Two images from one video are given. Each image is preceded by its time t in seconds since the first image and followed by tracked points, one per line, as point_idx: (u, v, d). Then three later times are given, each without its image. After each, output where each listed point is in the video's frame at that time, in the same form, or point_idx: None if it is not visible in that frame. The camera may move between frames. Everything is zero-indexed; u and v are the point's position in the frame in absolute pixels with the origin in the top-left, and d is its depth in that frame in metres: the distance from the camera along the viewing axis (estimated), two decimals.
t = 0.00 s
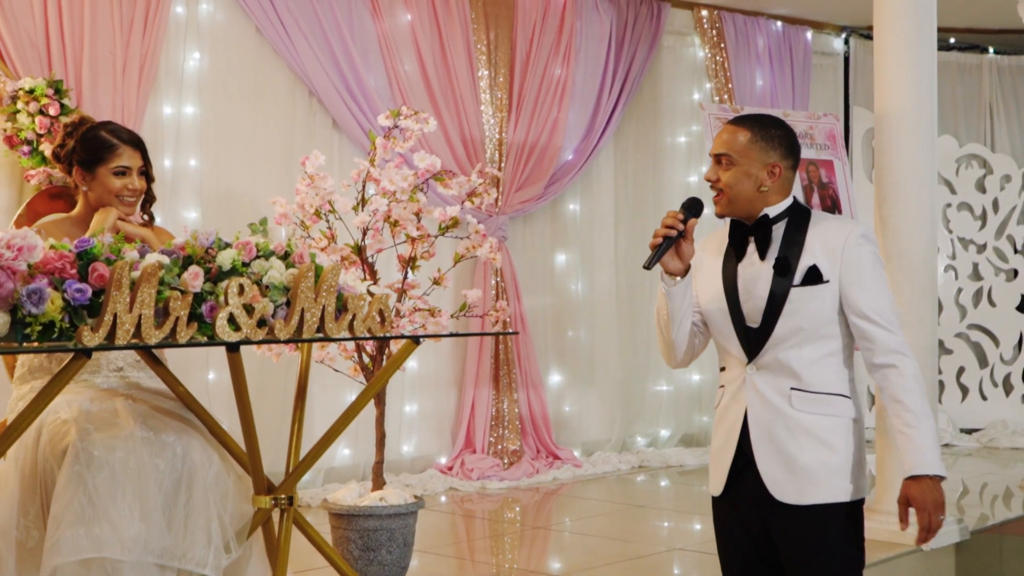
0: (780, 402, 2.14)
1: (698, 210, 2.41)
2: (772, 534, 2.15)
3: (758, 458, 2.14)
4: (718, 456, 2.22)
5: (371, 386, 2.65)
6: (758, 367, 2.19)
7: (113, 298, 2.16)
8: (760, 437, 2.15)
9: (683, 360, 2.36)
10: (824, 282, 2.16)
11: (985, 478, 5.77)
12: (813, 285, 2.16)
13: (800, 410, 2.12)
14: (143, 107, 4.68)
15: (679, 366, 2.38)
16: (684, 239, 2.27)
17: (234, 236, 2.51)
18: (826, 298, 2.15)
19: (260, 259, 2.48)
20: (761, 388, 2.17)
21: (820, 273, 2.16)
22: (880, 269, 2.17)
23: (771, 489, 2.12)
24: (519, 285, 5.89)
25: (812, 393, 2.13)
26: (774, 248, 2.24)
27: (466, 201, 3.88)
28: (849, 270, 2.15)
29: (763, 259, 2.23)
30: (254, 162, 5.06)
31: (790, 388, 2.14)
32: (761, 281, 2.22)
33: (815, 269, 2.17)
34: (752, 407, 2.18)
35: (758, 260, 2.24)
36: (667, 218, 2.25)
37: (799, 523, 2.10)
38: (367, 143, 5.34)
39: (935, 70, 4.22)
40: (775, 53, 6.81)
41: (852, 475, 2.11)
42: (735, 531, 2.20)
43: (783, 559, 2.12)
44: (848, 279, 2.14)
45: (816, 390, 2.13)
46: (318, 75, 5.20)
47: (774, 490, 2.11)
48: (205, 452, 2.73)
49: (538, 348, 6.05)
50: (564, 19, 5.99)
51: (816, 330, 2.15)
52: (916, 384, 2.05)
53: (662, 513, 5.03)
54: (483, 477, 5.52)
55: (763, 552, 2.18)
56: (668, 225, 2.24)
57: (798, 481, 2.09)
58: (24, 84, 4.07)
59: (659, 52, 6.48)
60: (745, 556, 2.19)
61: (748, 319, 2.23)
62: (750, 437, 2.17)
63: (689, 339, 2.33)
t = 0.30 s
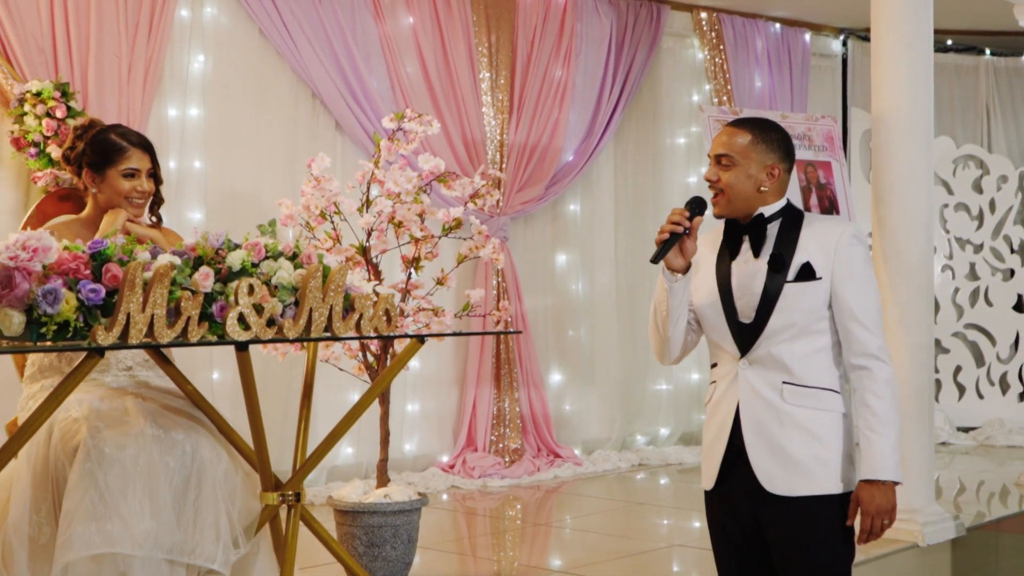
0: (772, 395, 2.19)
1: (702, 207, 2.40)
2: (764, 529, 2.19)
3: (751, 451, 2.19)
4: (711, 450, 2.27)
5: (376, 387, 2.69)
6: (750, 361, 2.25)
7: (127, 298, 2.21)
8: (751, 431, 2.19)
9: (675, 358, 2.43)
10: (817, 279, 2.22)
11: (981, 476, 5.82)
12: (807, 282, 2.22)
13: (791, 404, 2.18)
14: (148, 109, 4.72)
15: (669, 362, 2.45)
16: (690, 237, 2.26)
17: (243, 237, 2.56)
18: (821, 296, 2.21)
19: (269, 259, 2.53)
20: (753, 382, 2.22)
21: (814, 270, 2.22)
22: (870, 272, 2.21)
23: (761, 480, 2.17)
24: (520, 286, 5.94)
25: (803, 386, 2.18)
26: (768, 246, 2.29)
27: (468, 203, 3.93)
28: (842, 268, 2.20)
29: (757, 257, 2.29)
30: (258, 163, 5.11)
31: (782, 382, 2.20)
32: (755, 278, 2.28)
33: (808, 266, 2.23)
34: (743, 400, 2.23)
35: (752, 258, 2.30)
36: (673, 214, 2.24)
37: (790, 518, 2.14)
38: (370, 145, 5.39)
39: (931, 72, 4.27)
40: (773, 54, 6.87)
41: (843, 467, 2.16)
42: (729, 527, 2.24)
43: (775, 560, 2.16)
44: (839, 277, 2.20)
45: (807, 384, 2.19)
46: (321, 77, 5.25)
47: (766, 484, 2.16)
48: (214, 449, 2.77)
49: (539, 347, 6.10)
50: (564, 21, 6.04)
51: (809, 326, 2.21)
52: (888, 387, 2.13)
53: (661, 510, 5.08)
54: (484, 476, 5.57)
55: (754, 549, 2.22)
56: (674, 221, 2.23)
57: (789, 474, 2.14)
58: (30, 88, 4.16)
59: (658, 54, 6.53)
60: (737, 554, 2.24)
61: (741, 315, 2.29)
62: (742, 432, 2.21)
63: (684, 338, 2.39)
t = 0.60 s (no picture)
0: (768, 389, 2.25)
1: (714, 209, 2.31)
2: (754, 524, 2.24)
3: (747, 442, 2.24)
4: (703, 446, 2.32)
5: (378, 386, 2.76)
6: (746, 357, 2.30)
7: (139, 299, 2.28)
8: (747, 424, 2.25)
9: (674, 359, 2.45)
10: (812, 275, 2.29)
11: (976, 474, 5.89)
12: (803, 277, 2.30)
13: (787, 397, 2.24)
14: (154, 112, 4.79)
15: (666, 361, 2.47)
16: (710, 240, 2.24)
17: (251, 239, 2.63)
18: (815, 293, 2.29)
19: (276, 261, 2.58)
20: (749, 377, 2.28)
21: (809, 266, 2.30)
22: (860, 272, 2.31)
23: (756, 471, 2.22)
24: (520, 286, 6.00)
25: (798, 379, 2.25)
26: (763, 246, 2.37)
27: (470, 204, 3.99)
28: (836, 267, 2.29)
29: (754, 256, 2.37)
30: (261, 165, 5.17)
31: (778, 376, 2.26)
32: (753, 276, 2.35)
33: (804, 262, 2.30)
34: (738, 394, 2.28)
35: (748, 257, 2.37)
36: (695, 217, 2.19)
37: (782, 512, 2.19)
38: (373, 148, 5.46)
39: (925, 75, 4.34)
40: (771, 57, 6.93)
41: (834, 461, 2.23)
42: (719, 522, 2.28)
43: (766, 559, 2.20)
44: (831, 274, 2.29)
45: (801, 378, 2.26)
46: (324, 80, 5.31)
47: (761, 474, 2.21)
48: (222, 446, 2.83)
49: (539, 347, 6.17)
50: (564, 24, 6.11)
51: (801, 324, 2.28)
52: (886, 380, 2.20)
53: (660, 507, 5.15)
54: (485, 473, 5.64)
55: (741, 546, 2.26)
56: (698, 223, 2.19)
57: (782, 465, 2.20)
58: (39, 90, 4.24)
59: (657, 57, 6.59)
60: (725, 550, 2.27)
61: (737, 312, 2.35)
62: (737, 425, 2.26)
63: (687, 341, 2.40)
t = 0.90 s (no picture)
0: (778, 383, 2.30)
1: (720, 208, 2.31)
2: (762, 519, 2.27)
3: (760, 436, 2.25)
4: (711, 445, 2.31)
5: (381, 386, 2.82)
6: (751, 354, 2.31)
7: (148, 300, 2.33)
8: (761, 418, 2.26)
9: (672, 360, 2.37)
10: (812, 272, 2.38)
11: (971, 474, 5.94)
12: (805, 274, 2.37)
13: (798, 390, 2.29)
14: (157, 116, 4.84)
15: (661, 362, 2.38)
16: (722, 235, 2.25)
17: (257, 242, 2.68)
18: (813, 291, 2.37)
19: (281, 263, 2.62)
20: (757, 373, 2.30)
21: (809, 263, 2.39)
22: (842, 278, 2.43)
23: (772, 463, 2.24)
24: (519, 287, 6.06)
25: (804, 373, 2.32)
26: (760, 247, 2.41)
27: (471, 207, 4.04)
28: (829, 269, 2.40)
29: (751, 257, 2.40)
30: (263, 168, 5.23)
31: (787, 370, 2.31)
32: (753, 276, 2.40)
33: (804, 260, 2.39)
34: (748, 391, 2.29)
35: (744, 258, 2.41)
36: (704, 218, 2.20)
37: (792, 505, 2.23)
38: (374, 151, 5.52)
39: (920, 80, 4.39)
40: (768, 60, 6.99)
41: (832, 456, 2.29)
42: (723, 520, 2.30)
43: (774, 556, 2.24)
44: (824, 273, 2.39)
45: (806, 372, 2.32)
46: (324, 83, 5.36)
47: (778, 465, 2.23)
48: (227, 445, 2.88)
49: (538, 348, 6.22)
50: (562, 29, 6.17)
51: (795, 325, 2.34)
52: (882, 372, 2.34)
53: (657, 506, 5.21)
54: (484, 473, 5.69)
55: (744, 543, 2.29)
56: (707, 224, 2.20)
57: (794, 456, 2.24)
58: (43, 95, 4.28)
59: (655, 60, 6.64)
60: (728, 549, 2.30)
61: (740, 310, 2.38)
62: (750, 420, 2.27)
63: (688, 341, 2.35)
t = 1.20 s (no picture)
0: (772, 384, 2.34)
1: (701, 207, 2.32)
2: (754, 519, 2.32)
3: (755, 436, 2.29)
4: (706, 448, 2.35)
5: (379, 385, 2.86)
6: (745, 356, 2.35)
7: (149, 301, 2.38)
8: (754, 418, 2.30)
9: (660, 362, 2.43)
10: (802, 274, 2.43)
11: (966, 474, 5.99)
12: (795, 276, 2.42)
13: (792, 390, 2.34)
14: (157, 118, 4.89)
15: (650, 366, 2.44)
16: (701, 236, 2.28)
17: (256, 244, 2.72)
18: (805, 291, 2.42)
19: (279, 265, 2.67)
20: (751, 375, 2.34)
21: (799, 265, 2.44)
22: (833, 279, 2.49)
23: (769, 462, 2.28)
24: (515, 288, 6.10)
25: (797, 374, 2.36)
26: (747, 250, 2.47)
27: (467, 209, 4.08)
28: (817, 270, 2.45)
29: (738, 260, 2.45)
30: (262, 171, 5.27)
31: (779, 370, 2.35)
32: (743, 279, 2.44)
33: (794, 262, 2.44)
34: (743, 393, 2.33)
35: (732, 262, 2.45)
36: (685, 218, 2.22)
37: (786, 505, 2.28)
38: (372, 153, 5.56)
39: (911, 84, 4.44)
40: (763, 63, 7.04)
41: (823, 455, 2.33)
42: (716, 519, 2.34)
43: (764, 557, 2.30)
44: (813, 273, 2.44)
45: (799, 372, 2.37)
46: (323, 85, 5.41)
47: (774, 465, 2.27)
48: (227, 443, 2.93)
49: (535, 349, 6.27)
50: (559, 32, 6.22)
51: (784, 327, 2.39)
52: (879, 359, 2.40)
53: (653, 506, 5.25)
54: (482, 472, 5.74)
55: (736, 542, 2.35)
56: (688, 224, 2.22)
57: (790, 455, 2.28)
58: (45, 97, 4.33)
59: (651, 63, 6.69)
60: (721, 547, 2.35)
61: (731, 314, 2.42)
62: (745, 421, 2.31)
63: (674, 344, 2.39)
